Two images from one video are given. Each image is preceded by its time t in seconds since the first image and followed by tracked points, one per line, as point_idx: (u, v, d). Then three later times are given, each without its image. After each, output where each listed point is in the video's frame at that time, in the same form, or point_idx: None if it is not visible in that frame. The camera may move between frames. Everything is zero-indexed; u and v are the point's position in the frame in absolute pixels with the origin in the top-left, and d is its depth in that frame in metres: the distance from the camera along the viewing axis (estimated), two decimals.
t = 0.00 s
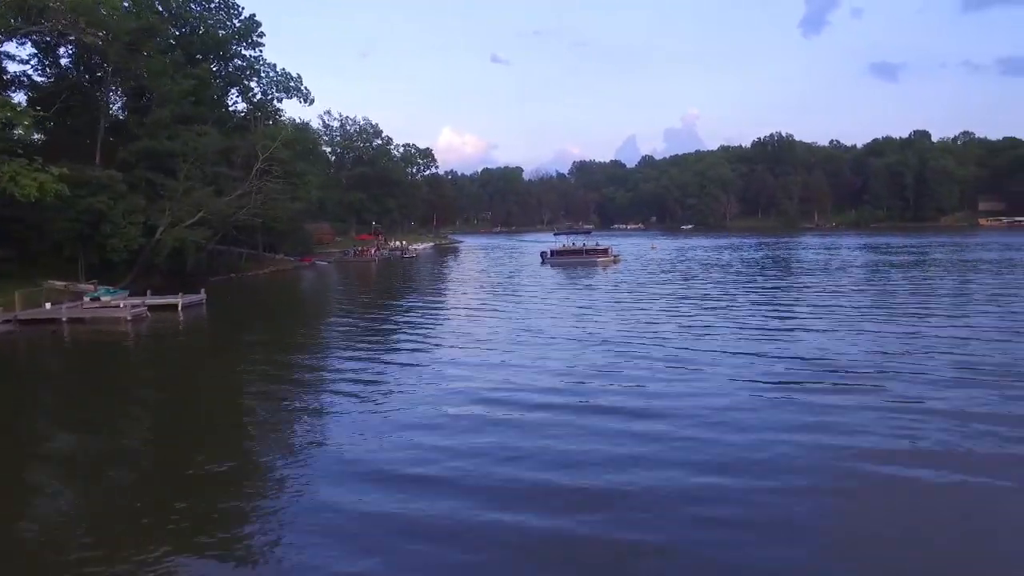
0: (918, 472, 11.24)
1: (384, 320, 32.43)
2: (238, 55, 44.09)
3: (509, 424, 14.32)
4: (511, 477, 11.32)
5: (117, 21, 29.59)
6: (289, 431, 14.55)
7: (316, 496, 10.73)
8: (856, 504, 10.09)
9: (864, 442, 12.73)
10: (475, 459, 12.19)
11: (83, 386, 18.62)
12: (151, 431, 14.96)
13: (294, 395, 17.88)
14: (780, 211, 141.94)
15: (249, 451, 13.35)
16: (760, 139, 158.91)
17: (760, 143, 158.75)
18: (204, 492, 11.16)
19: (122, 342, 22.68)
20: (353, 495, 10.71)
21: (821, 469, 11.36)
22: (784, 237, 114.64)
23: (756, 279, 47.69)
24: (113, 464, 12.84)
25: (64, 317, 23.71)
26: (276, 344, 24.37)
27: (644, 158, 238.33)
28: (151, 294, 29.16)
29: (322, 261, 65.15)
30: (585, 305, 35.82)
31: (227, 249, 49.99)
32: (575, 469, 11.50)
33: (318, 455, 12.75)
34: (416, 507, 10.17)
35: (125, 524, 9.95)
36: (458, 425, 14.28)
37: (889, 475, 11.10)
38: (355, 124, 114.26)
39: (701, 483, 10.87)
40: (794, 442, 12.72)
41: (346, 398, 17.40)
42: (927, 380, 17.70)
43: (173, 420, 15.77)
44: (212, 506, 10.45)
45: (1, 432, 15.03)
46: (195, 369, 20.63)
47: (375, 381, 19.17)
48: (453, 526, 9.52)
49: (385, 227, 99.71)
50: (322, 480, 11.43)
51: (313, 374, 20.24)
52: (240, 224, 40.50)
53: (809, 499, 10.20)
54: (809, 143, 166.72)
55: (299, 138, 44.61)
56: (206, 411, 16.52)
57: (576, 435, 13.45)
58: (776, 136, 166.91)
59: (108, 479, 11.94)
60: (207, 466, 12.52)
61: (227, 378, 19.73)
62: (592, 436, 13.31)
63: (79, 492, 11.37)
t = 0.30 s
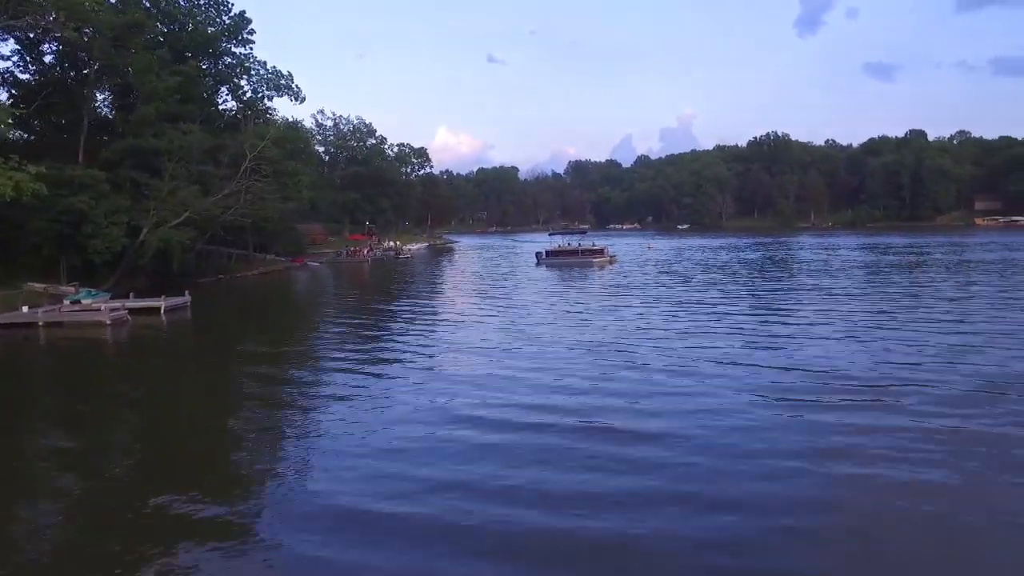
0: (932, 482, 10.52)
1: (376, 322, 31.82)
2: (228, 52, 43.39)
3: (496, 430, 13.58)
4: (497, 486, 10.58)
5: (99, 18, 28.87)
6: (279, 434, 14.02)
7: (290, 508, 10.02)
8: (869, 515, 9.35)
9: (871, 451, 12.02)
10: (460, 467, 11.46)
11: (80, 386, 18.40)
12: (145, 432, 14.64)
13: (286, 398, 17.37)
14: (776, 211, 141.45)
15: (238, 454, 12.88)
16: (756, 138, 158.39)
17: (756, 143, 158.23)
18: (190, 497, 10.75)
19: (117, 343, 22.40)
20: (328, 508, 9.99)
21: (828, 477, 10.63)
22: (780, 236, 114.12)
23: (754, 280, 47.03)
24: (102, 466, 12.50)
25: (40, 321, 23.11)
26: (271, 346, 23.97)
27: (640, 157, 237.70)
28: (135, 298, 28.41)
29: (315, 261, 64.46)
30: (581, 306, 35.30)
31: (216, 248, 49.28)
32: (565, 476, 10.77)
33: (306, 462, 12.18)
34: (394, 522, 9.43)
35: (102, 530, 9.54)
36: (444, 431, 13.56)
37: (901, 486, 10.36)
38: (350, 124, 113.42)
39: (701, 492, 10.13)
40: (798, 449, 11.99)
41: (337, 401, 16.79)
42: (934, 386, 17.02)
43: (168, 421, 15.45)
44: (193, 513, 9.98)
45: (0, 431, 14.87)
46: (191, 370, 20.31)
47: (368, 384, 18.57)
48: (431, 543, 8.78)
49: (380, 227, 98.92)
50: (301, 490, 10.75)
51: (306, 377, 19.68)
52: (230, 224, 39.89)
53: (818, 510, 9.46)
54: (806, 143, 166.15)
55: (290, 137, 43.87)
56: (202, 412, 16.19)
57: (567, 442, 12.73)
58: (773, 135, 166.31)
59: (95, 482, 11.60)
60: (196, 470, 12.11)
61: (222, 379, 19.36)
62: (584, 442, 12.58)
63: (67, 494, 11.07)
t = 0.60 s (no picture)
0: (937, 497, 9.93)
1: (371, 321, 31.24)
2: (219, 49, 42.65)
3: (490, 436, 13.01)
4: (477, 505, 9.96)
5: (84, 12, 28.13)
6: (273, 435, 13.61)
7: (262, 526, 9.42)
8: (871, 538, 8.76)
9: (875, 459, 11.40)
10: (441, 481, 10.85)
11: (72, 387, 18.01)
12: (137, 431, 14.29)
13: (280, 396, 16.97)
14: (774, 210, 140.81)
15: (233, 455, 12.51)
16: (754, 137, 157.76)
17: (753, 142, 157.61)
18: (184, 502, 10.40)
19: (109, 343, 22.01)
20: (300, 527, 9.38)
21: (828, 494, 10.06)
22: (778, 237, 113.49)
23: (753, 279, 46.41)
24: (93, 467, 12.14)
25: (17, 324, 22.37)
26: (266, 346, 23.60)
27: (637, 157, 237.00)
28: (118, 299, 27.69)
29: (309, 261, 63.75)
30: (579, 305, 34.79)
31: (205, 248, 48.54)
32: (550, 497, 10.17)
33: (299, 467, 11.76)
34: (365, 546, 8.81)
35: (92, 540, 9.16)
36: (428, 438, 12.92)
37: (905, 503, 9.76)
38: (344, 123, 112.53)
39: (693, 514, 9.53)
40: (797, 459, 11.39)
41: (331, 400, 16.30)
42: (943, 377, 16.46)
43: (161, 420, 15.08)
44: (185, 522, 9.62)
45: None
46: (184, 370, 19.91)
47: (363, 383, 18.07)
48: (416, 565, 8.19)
49: (375, 227, 98.10)
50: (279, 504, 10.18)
51: (300, 375, 19.22)
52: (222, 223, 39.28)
53: (815, 533, 8.87)
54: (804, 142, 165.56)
55: (282, 135, 43.11)
56: (195, 411, 15.85)
57: (555, 451, 12.11)
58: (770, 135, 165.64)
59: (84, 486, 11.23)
60: (187, 472, 11.76)
61: (215, 379, 18.99)
62: (573, 452, 11.96)
63: (59, 496, 10.78)
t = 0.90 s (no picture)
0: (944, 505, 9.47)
1: (365, 322, 30.73)
2: (210, 47, 41.98)
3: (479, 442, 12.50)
4: (461, 517, 9.40)
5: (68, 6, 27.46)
6: (268, 440, 13.26)
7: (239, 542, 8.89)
8: (877, 550, 8.22)
9: (880, 463, 10.94)
10: (424, 491, 10.28)
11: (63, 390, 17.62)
12: (128, 436, 13.92)
13: (273, 397, 16.68)
14: (773, 210, 140.24)
15: (228, 461, 12.19)
16: (752, 137, 157.14)
17: (752, 142, 156.97)
18: (190, 506, 10.23)
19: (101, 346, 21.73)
20: (275, 543, 8.84)
21: (832, 501, 9.50)
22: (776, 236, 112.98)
23: (751, 279, 45.82)
24: (85, 475, 11.77)
25: None
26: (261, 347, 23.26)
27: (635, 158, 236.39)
28: (100, 302, 27.00)
29: (304, 262, 63.16)
30: (577, 305, 34.33)
31: (196, 249, 47.94)
32: (538, 507, 9.61)
33: (294, 472, 11.41)
34: (341, 562, 8.27)
35: (87, 553, 8.81)
36: (415, 445, 12.41)
37: (913, 512, 9.21)
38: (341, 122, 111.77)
39: (689, 524, 8.98)
40: (798, 465, 10.83)
41: (325, 404, 15.86)
42: (949, 377, 15.97)
43: (157, 422, 14.81)
44: (181, 532, 9.28)
45: None
46: (177, 371, 19.55)
47: (355, 385, 17.61)
48: None
49: (372, 228, 97.43)
50: (263, 516, 9.70)
51: (293, 377, 18.80)
52: (213, 224, 38.70)
53: (819, 545, 8.33)
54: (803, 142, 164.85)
55: (275, 134, 42.44)
56: (188, 414, 15.50)
57: (545, 459, 11.55)
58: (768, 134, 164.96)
59: (76, 495, 10.85)
60: (182, 479, 11.45)
61: (208, 380, 18.65)
62: (564, 459, 11.40)
63: (61, 499, 10.65)
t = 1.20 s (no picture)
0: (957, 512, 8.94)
1: (358, 321, 30.17)
2: (201, 44, 41.31)
3: (469, 445, 11.96)
4: (443, 530, 8.76)
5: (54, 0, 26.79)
6: (258, 440, 12.88)
7: (209, 555, 8.29)
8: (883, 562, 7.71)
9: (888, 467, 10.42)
10: (405, 498, 9.75)
11: (51, 391, 17.17)
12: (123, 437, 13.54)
13: (264, 396, 16.23)
14: (772, 210, 139.67)
15: (223, 462, 11.83)
16: (751, 137, 156.55)
17: (750, 141, 156.40)
18: (187, 507, 9.91)
19: (93, 348, 21.31)
20: (246, 558, 8.25)
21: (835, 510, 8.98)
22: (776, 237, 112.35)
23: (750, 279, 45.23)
24: (74, 479, 11.39)
25: None
26: (255, 347, 22.90)
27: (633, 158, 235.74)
28: (84, 306, 26.40)
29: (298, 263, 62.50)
30: (574, 305, 33.75)
31: (186, 252, 47.29)
32: (525, 519, 8.96)
33: (277, 476, 10.89)
34: None
35: (84, 560, 8.37)
36: (401, 449, 11.86)
37: (925, 523, 8.61)
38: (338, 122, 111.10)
39: (687, 538, 8.35)
40: (803, 473, 10.21)
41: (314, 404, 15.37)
42: (956, 377, 15.44)
43: (147, 424, 14.44)
44: (173, 536, 8.91)
45: None
46: (169, 372, 19.15)
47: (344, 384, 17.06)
48: None
49: (368, 228, 96.78)
50: (243, 523, 9.18)
51: (280, 376, 18.26)
52: (203, 223, 38.07)
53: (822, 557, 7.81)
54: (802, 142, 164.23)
55: (267, 133, 41.84)
56: (179, 414, 15.11)
57: (535, 465, 10.93)
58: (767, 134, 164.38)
59: (65, 500, 10.45)
60: (175, 479, 11.16)
61: (201, 379, 18.28)
62: (555, 465, 10.77)
63: (55, 504, 10.29)
